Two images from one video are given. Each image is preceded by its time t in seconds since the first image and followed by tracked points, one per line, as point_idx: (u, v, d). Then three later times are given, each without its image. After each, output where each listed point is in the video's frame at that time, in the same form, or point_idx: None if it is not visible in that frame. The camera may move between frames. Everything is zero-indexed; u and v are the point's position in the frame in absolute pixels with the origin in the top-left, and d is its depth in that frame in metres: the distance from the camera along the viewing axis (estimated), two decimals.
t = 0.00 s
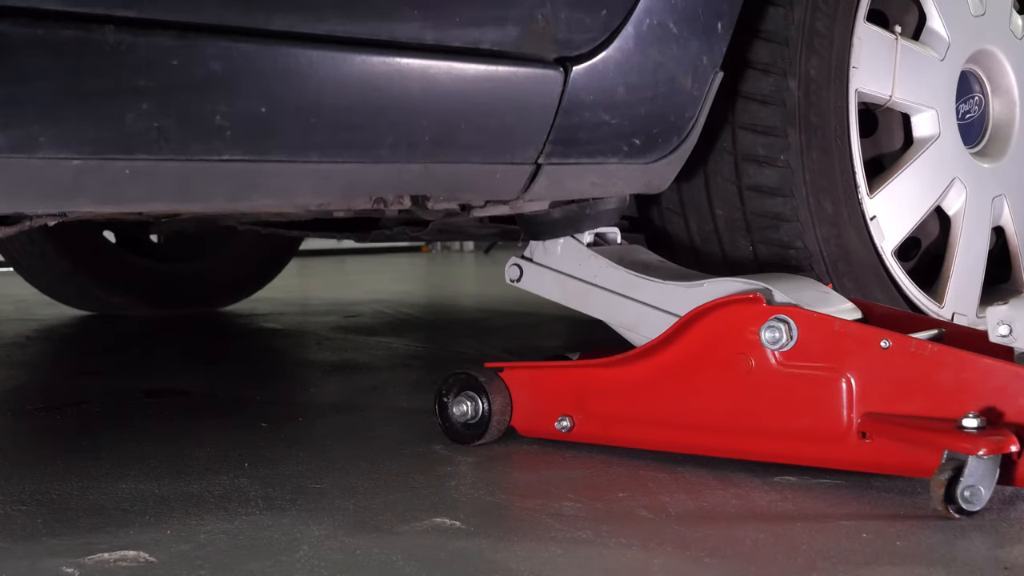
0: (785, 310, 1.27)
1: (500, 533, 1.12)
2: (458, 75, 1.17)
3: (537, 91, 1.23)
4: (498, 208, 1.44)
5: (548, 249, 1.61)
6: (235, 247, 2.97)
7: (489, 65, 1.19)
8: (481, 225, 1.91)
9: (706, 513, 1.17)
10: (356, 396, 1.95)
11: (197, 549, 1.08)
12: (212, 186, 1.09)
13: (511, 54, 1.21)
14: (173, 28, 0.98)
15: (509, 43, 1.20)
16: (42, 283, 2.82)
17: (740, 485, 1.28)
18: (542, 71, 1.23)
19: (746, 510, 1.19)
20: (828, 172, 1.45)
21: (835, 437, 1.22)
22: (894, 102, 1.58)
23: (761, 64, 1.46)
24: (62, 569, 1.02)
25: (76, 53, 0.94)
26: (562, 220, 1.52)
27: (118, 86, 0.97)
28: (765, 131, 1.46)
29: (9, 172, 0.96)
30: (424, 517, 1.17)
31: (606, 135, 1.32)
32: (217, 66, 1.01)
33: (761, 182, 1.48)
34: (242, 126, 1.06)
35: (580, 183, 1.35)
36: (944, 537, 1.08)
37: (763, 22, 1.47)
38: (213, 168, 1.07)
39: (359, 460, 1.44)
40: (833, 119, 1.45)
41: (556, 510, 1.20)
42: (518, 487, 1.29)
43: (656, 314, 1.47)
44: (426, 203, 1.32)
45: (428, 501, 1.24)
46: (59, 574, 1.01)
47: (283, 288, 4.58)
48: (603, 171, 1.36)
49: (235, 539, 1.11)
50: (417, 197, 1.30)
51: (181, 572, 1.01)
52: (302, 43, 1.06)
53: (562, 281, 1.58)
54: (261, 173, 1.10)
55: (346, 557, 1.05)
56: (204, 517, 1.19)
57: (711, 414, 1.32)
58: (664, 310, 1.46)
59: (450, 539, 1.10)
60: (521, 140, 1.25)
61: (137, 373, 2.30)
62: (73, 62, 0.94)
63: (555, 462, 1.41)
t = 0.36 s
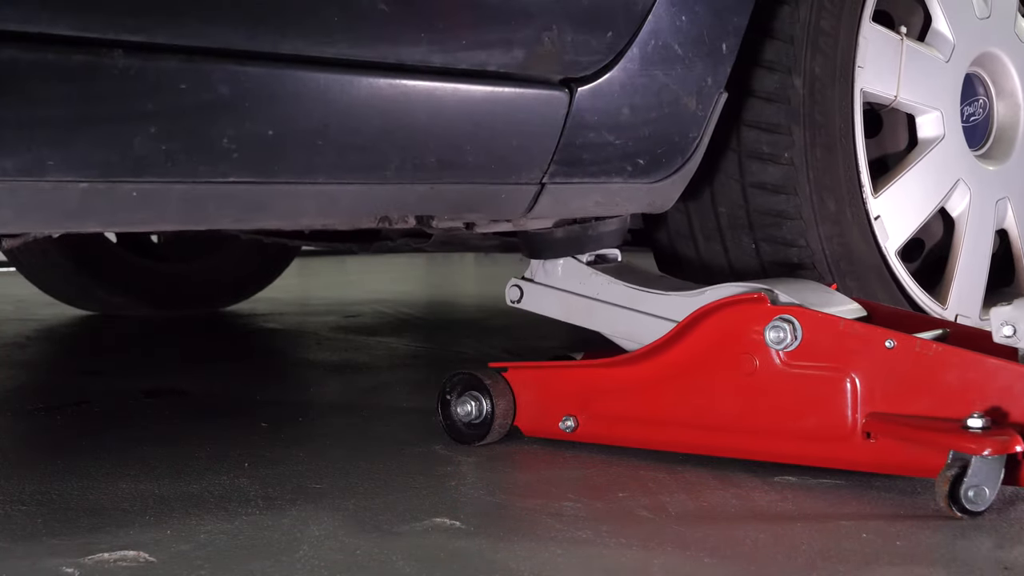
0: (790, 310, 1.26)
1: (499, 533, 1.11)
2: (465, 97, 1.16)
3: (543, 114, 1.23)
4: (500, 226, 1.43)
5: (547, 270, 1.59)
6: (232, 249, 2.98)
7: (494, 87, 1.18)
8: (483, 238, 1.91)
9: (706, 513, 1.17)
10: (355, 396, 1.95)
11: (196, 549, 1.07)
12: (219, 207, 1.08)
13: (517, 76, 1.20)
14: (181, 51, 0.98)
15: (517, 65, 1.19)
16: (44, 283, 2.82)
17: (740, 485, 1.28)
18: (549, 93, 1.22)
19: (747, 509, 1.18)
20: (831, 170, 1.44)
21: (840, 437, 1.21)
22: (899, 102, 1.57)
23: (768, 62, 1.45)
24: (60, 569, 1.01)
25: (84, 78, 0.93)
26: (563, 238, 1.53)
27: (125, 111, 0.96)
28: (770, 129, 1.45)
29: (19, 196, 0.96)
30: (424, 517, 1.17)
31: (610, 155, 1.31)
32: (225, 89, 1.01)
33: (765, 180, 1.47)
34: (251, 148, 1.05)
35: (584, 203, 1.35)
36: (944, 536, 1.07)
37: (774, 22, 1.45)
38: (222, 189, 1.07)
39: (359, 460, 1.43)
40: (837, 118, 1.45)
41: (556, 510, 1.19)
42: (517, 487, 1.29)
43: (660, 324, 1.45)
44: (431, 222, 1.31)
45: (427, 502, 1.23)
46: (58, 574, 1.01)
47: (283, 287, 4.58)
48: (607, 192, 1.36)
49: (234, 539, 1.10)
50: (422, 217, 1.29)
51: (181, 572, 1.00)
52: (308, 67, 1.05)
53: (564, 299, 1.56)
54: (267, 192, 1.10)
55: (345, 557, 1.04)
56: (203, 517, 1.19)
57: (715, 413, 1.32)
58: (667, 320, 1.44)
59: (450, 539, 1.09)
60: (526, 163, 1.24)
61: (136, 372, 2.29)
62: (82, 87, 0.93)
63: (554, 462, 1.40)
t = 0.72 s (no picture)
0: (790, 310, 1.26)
1: (499, 533, 1.11)
2: (465, 99, 1.16)
3: (544, 115, 1.23)
4: (500, 228, 1.43)
5: (546, 278, 1.58)
6: (230, 250, 2.97)
7: (494, 89, 1.18)
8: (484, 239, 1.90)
9: (706, 513, 1.17)
10: (355, 396, 1.95)
11: (196, 549, 1.07)
12: (219, 209, 1.08)
13: (517, 77, 1.20)
14: (181, 53, 0.98)
15: (517, 67, 1.19)
16: (43, 283, 2.82)
17: (740, 485, 1.27)
18: (550, 95, 1.22)
19: (747, 510, 1.18)
20: (832, 171, 1.44)
21: (840, 437, 1.21)
22: (899, 102, 1.57)
23: (768, 62, 1.45)
24: (60, 569, 1.01)
25: (85, 80, 0.93)
26: (563, 245, 1.53)
27: (125, 112, 0.96)
28: (771, 129, 1.45)
29: (19, 199, 0.96)
30: (423, 518, 1.17)
31: (611, 157, 1.31)
32: (226, 92, 1.01)
33: (766, 180, 1.47)
34: (251, 151, 1.05)
35: (585, 205, 1.34)
36: (944, 537, 1.07)
37: (775, 22, 1.45)
38: (222, 191, 1.06)
39: (359, 460, 1.43)
40: (837, 118, 1.45)
41: (556, 510, 1.19)
42: (517, 487, 1.29)
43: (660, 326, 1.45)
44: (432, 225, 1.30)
45: (427, 502, 1.23)
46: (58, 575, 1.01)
47: (283, 287, 4.58)
48: (608, 193, 1.35)
49: (234, 539, 1.10)
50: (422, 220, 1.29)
51: (181, 572, 1.00)
52: (308, 70, 1.05)
53: (563, 306, 1.55)
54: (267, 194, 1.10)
55: (345, 557, 1.04)
56: (203, 517, 1.19)
57: (715, 413, 1.31)
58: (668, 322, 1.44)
59: (450, 539, 1.09)
60: (525, 164, 1.24)
61: (136, 372, 2.29)
62: (83, 89, 0.93)
63: (554, 462, 1.40)
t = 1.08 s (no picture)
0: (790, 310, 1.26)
1: (499, 533, 1.12)
2: (466, 101, 1.16)
3: (544, 116, 1.23)
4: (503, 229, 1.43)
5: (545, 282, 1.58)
6: (230, 251, 2.97)
7: (494, 90, 1.18)
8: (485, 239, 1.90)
9: (706, 513, 1.17)
10: (355, 396, 1.95)
11: (197, 549, 1.08)
12: (219, 210, 1.08)
13: (517, 79, 1.20)
14: (182, 55, 0.98)
15: (517, 69, 1.19)
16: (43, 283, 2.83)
17: (741, 485, 1.28)
18: (550, 97, 1.23)
19: (747, 510, 1.18)
20: (831, 171, 1.45)
21: (840, 437, 1.22)
22: (899, 102, 1.58)
23: (768, 62, 1.46)
24: (61, 569, 1.02)
25: (86, 82, 0.93)
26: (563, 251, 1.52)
27: (127, 113, 0.97)
28: (771, 129, 1.45)
29: (20, 201, 0.96)
30: (424, 518, 1.17)
31: (612, 158, 1.31)
32: (227, 94, 1.01)
33: (766, 180, 1.47)
34: (252, 152, 1.05)
35: (585, 206, 1.35)
36: (944, 536, 1.08)
37: (775, 22, 1.46)
38: (223, 193, 1.07)
39: (360, 460, 1.43)
40: (837, 119, 1.45)
41: (556, 510, 1.19)
42: (518, 488, 1.29)
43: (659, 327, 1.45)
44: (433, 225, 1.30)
45: (427, 502, 1.23)
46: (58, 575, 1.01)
47: (283, 288, 4.58)
48: (608, 195, 1.35)
49: (235, 539, 1.11)
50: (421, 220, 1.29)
51: (181, 572, 1.01)
52: (308, 71, 1.06)
53: (562, 310, 1.56)
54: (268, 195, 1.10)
55: (346, 558, 1.05)
56: (203, 517, 1.19)
57: (715, 414, 1.32)
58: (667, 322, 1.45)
59: (450, 539, 1.09)
60: (525, 165, 1.24)
61: (136, 373, 2.29)
62: (83, 91, 0.94)
63: (554, 462, 1.40)
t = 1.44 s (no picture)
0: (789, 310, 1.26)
1: (499, 533, 1.12)
2: (465, 101, 1.16)
3: (544, 116, 1.23)
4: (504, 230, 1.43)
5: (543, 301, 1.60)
6: (230, 251, 2.98)
7: (494, 91, 1.18)
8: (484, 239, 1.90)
9: (706, 513, 1.17)
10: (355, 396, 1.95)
11: (197, 549, 1.08)
12: (220, 210, 1.08)
13: (517, 79, 1.20)
14: (183, 56, 0.98)
15: (517, 69, 1.19)
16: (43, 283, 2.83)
17: (741, 485, 1.28)
18: (550, 97, 1.23)
19: (747, 510, 1.18)
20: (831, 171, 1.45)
21: (840, 437, 1.22)
22: (899, 102, 1.58)
23: (768, 62, 1.46)
24: (61, 569, 1.02)
25: (86, 82, 0.93)
26: (558, 269, 1.56)
27: (126, 114, 0.97)
28: (771, 129, 1.45)
29: (20, 201, 0.96)
30: (423, 518, 1.17)
31: (612, 158, 1.31)
32: (227, 94, 1.01)
33: (766, 179, 1.47)
34: (252, 153, 1.05)
35: (585, 207, 1.35)
36: (944, 536, 1.08)
37: (776, 22, 1.46)
38: (223, 193, 1.07)
39: (359, 460, 1.43)
40: (837, 119, 1.46)
41: (556, 511, 1.19)
42: (517, 488, 1.29)
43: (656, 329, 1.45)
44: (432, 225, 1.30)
45: (427, 502, 1.23)
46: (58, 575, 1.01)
47: (282, 288, 4.58)
48: (607, 195, 1.35)
49: (235, 539, 1.11)
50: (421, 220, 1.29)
51: (181, 572, 1.01)
52: (308, 71, 1.06)
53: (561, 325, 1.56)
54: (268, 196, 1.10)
55: (346, 557, 1.05)
56: (203, 517, 1.19)
57: (714, 414, 1.32)
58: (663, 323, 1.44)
59: (451, 539, 1.10)
60: (525, 166, 1.24)
61: (136, 373, 2.29)
62: (84, 92, 0.94)
63: (554, 462, 1.40)
